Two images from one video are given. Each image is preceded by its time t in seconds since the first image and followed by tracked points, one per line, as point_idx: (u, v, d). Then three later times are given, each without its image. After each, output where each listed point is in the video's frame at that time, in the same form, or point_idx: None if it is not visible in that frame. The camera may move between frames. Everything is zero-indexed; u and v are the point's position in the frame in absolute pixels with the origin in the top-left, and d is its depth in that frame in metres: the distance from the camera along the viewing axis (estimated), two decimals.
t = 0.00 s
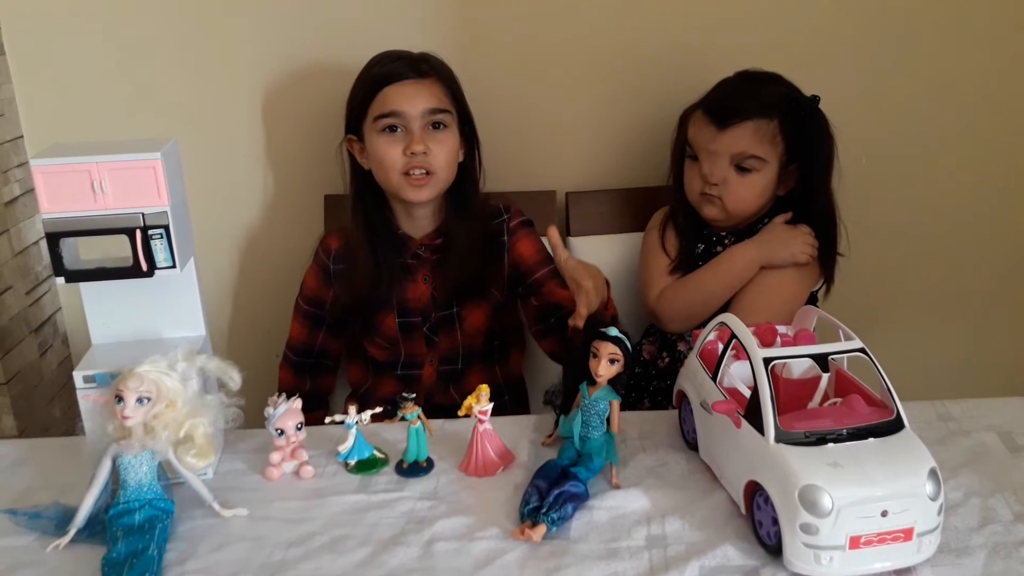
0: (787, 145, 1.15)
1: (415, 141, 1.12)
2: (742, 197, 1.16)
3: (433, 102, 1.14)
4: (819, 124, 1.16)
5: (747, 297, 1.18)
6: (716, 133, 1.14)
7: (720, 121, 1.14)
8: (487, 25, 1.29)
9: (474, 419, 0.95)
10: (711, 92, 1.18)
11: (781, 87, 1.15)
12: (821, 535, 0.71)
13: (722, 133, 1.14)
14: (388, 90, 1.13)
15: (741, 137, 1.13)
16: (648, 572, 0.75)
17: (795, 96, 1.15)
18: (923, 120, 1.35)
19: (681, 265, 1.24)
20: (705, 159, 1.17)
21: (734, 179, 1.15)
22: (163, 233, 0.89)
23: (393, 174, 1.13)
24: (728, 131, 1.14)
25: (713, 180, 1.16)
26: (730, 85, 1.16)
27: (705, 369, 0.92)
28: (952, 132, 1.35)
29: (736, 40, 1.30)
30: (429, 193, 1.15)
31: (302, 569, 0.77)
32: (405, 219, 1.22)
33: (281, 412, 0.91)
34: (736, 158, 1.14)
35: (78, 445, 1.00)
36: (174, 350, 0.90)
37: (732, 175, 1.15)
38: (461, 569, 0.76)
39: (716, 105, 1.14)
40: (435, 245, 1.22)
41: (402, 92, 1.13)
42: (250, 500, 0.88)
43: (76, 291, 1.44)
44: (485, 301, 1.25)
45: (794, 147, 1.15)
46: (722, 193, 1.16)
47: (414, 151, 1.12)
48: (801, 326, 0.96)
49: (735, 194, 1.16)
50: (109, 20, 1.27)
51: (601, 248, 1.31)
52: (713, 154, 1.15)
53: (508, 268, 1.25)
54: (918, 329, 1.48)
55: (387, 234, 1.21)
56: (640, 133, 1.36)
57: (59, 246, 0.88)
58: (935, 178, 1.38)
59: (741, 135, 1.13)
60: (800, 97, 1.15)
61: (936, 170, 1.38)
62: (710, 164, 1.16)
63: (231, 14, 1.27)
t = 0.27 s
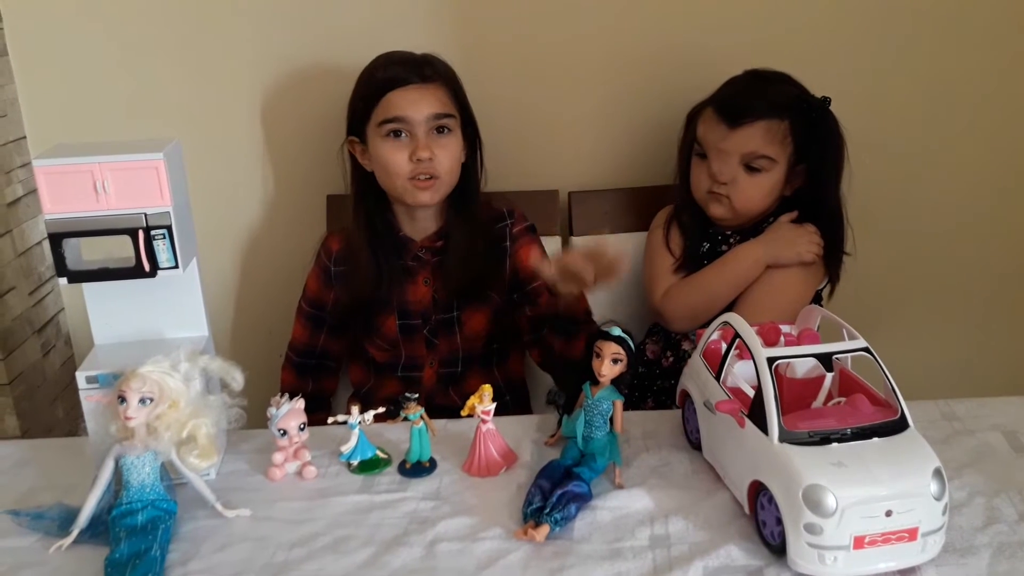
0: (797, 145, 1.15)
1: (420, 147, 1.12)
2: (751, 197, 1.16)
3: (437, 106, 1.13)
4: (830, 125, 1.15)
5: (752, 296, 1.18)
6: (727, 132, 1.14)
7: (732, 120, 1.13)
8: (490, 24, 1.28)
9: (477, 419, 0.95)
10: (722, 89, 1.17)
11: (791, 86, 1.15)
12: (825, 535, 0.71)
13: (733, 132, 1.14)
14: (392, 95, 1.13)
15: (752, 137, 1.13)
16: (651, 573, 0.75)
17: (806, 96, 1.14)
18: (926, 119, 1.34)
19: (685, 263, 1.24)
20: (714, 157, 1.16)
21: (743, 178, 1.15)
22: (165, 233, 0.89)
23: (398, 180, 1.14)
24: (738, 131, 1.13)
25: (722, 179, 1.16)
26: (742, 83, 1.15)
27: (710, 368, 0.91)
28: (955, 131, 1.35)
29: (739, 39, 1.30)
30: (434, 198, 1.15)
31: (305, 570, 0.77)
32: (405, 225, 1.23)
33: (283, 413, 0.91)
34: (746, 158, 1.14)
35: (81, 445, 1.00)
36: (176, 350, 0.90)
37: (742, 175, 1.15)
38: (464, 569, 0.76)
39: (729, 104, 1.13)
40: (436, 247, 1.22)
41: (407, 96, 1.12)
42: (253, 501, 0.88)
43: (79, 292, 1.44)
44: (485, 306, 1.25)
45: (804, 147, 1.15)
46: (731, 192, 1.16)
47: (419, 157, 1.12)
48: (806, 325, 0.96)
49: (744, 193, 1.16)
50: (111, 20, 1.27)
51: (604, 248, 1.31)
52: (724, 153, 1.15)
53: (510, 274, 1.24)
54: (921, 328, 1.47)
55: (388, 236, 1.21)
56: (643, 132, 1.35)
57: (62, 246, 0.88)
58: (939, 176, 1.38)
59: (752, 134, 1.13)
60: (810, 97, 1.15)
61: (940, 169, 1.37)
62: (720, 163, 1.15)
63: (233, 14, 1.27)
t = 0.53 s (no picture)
0: (799, 148, 1.14)
1: (438, 144, 1.12)
2: (752, 199, 1.16)
3: (450, 106, 1.14)
4: (831, 128, 1.15)
5: (751, 298, 1.18)
6: (731, 134, 1.14)
7: (736, 122, 1.13)
8: (487, 26, 1.28)
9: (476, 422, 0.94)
10: (724, 91, 1.17)
11: (792, 89, 1.15)
12: (825, 538, 0.71)
13: (737, 134, 1.14)
14: (408, 92, 1.12)
15: (756, 139, 1.13)
16: None
17: (808, 99, 1.14)
18: (924, 120, 1.34)
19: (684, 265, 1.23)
20: (717, 159, 1.16)
21: (745, 180, 1.15)
22: (163, 236, 0.89)
23: (413, 177, 1.13)
24: (742, 133, 1.13)
25: (724, 181, 1.16)
26: (745, 85, 1.15)
27: (709, 370, 0.91)
28: (953, 132, 1.35)
29: (737, 41, 1.30)
30: (447, 197, 1.16)
31: (304, 573, 0.76)
32: (405, 224, 1.22)
33: (282, 416, 0.90)
34: (749, 160, 1.14)
35: (78, 449, 1.00)
36: (174, 353, 0.90)
37: (744, 177, 1.15)
38: (463, 573, 0.76)
39: (733, 105, 1.13)
40: (434, 247, 1.22)
41: (423, 94, 1.12)
42: (251, 504, 0.87)
43: (77, 295, 1.43)
44: (483, 301, 1.25)
45: (805, 150, 1.15)
46: (732, 194, 1.16)
47: (436, 154, 1.12)
48: (805, 327, 0.96)
49: (745, 196, 1.16)
50: (109, 23, 1.27)
51: (602, 249, 1.30)
52: (727, 155, 1.15)
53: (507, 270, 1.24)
54: (920, 330, 1.47)
55: (387, 237, 1.21)
56: (641, 134, 1.35)
57: (59, 249, 0.88)
58: (938, 178, 1.38)
59: (755, 137, 1.13)
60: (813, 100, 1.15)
61: (938, 171, 1.37)
62: (722, 165, 1.15)
63: (230, 16, 1.27)
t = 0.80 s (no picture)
0: (799, 146, 1.14)
1: (440, 140, 1.12)
2: (751, 197, 1.16)
3: (452, 102, 1.13)
4: (832, 127, 1.15)
5: (751, 297, 1.18)
6: (731, 131, 1.14)
7: (736, 119, 1.13)
8: (487, 24, 1.28)
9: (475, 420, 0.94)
10: (725, 88, 1.17)
11: (792, 86, 1.14)
12: (826, 537, 0.70)
13: (737, 132, 1.13)
14: (411, 87, 1.12)
15: (756, 137, 1.13)
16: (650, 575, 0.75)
17: (809, 97, 1.14)
18: (925, 119, 1.34)
19: (684, 263, 1.23)
20: (717, 155, 1.16)
21: (745, 179, 1.15)
22: (161, 234, 0.89)
23: (414, 172, 1.13)
24: (742, 130, 1.13)
25: (724, 178, 1.16)
26: (746, 83, 1.15)
27: (709, 369, 0.91)
28: (954, 131, 1.35)
29: (737, 39, 1.30)
30: (447, 193, 1.16)
31: (302, 572, 0.76)
32: (405, 219, 1.22)
33: (280, 414, 0.90)
34: (749, 158, 1.14)
35: (76, 447, 0.99)
36: (172, 351, 0.89)
37: (743, 175, 1.14)
38: (462, 571, 0.76)
39: (733, 103, 1.13)
40: (430, 243, 1.22)
41: (427, 89, 1.12)
42: (249, 503, 0.87)
43: (75, 292, 1.43)
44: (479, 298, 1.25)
45: (806, 149, 1.15)
46: (732, 191, 1.16)
47: (438, 150, 1.12)
48: (805, 326, 0.96)
49: (745, 193, 1.16)
50: (107, 20, 1.26)
51: (602, 247, 1.30)
52: (727, 152, 1.15)
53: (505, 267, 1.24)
54: (920, 328, 1.47)
55: (385, 232, 1.21)
56: (641, 132, 1.35)
57: (58, 247, 0.87)
58: (938, 177, 1.37)
59: (756, 134, 1.13)
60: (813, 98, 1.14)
61: (939, 170, 1.37)
62: (722, 163, 1.15)
63: (230, 13, 1.26)
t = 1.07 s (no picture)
0: (801, 142, 1.14)
1: (439, 140, 1.11)
2: (753, 192, 1.15)
3: (453, 101, 1.13)
4: (834, 124, 1.14)
5: (751, 296, 1.17)
6: (733, 128, 1.13)
7: (738, 116, 1.12)
8: (486, 20, 1.27)
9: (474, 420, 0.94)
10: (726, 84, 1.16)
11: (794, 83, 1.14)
12: (827, 537, 0.70)
13: (739, 128, 1.13)
14: (411, 86, 1.11)
15: (758, 134, 1.12)
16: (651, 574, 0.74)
17: (811, 94, 1.13)
18: (925, 117, 1.34)
19: (683, 262, 1.22)
20: (718, 153, 1.15)
21: (746, 175, 1.14)
22: (158, 231, 0.88)
23: (413, 172, 1.12)
24: (744, 128, 1.13)
25: (725, 176, 1.15)
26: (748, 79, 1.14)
27: (710, 368, 0.90)
28: (954, 129, 1.35)
29: (737, 36, 1.29)
30: (446, 193, 1.15)
31: (300, 572, 0.76)
32: (404, 219, 1.21)
33: (278, 413, 0.89)
34: (751, 155, 1.13)
35: (73, 446, 0.99)
36: (169, 350, 0.89)
37: (745, 172, 1.14)
38: (462, 571, 0.75)
39: (736, 99, 1.13)
40: (432, 247, 1.22)
41: (427, 89, 1.11)
42: (247, 502, 0.87)
43: (72, 290, 1.42)
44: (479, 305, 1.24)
45: (808, 145, 1.14)
46: (733, 189, 1.16)
47: (436, 150, 1.11)
48: (807, 324, 0.95)
49: (746, 191, 1.15)
50: (104, 16, 1.26)
51: (601, 246, 1.30)
52: (729, 149, 1.14)
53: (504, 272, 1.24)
54: (920, 327, 1.47)
55: (386, 234, 1.20)
56: (641, 130, 1.34)
57: (54, 244, 0.87)
58: (938, 175, 1.37)
59: (758, 131, 1.12)
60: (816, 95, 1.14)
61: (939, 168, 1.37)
62: (724, 160, 1.14)
63: (227, 10, 1.26)
